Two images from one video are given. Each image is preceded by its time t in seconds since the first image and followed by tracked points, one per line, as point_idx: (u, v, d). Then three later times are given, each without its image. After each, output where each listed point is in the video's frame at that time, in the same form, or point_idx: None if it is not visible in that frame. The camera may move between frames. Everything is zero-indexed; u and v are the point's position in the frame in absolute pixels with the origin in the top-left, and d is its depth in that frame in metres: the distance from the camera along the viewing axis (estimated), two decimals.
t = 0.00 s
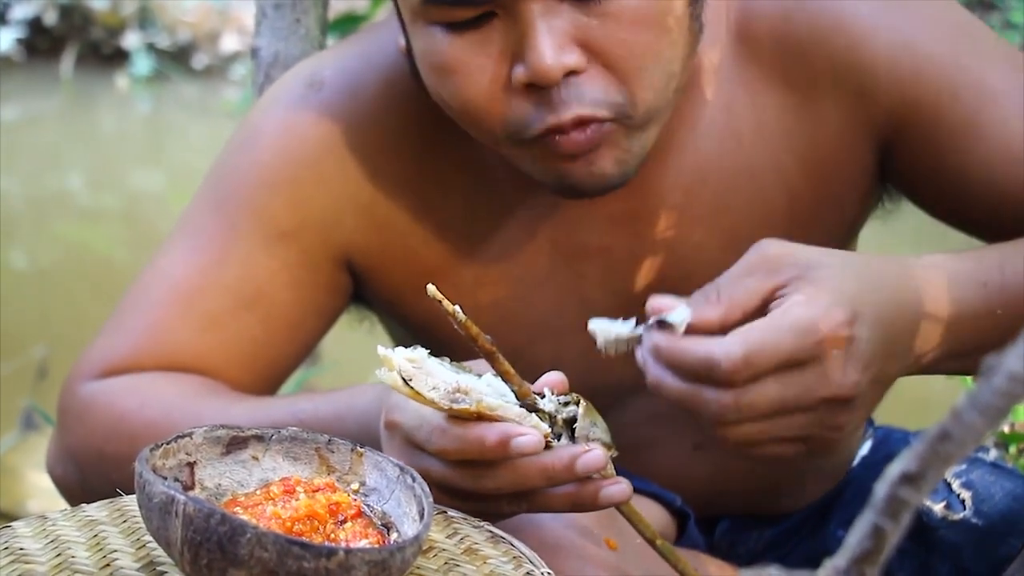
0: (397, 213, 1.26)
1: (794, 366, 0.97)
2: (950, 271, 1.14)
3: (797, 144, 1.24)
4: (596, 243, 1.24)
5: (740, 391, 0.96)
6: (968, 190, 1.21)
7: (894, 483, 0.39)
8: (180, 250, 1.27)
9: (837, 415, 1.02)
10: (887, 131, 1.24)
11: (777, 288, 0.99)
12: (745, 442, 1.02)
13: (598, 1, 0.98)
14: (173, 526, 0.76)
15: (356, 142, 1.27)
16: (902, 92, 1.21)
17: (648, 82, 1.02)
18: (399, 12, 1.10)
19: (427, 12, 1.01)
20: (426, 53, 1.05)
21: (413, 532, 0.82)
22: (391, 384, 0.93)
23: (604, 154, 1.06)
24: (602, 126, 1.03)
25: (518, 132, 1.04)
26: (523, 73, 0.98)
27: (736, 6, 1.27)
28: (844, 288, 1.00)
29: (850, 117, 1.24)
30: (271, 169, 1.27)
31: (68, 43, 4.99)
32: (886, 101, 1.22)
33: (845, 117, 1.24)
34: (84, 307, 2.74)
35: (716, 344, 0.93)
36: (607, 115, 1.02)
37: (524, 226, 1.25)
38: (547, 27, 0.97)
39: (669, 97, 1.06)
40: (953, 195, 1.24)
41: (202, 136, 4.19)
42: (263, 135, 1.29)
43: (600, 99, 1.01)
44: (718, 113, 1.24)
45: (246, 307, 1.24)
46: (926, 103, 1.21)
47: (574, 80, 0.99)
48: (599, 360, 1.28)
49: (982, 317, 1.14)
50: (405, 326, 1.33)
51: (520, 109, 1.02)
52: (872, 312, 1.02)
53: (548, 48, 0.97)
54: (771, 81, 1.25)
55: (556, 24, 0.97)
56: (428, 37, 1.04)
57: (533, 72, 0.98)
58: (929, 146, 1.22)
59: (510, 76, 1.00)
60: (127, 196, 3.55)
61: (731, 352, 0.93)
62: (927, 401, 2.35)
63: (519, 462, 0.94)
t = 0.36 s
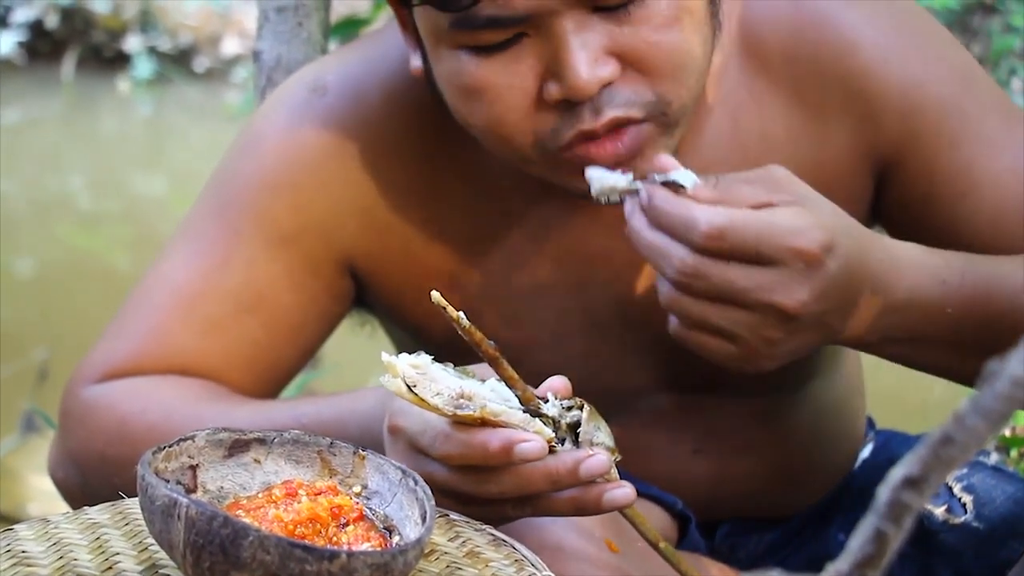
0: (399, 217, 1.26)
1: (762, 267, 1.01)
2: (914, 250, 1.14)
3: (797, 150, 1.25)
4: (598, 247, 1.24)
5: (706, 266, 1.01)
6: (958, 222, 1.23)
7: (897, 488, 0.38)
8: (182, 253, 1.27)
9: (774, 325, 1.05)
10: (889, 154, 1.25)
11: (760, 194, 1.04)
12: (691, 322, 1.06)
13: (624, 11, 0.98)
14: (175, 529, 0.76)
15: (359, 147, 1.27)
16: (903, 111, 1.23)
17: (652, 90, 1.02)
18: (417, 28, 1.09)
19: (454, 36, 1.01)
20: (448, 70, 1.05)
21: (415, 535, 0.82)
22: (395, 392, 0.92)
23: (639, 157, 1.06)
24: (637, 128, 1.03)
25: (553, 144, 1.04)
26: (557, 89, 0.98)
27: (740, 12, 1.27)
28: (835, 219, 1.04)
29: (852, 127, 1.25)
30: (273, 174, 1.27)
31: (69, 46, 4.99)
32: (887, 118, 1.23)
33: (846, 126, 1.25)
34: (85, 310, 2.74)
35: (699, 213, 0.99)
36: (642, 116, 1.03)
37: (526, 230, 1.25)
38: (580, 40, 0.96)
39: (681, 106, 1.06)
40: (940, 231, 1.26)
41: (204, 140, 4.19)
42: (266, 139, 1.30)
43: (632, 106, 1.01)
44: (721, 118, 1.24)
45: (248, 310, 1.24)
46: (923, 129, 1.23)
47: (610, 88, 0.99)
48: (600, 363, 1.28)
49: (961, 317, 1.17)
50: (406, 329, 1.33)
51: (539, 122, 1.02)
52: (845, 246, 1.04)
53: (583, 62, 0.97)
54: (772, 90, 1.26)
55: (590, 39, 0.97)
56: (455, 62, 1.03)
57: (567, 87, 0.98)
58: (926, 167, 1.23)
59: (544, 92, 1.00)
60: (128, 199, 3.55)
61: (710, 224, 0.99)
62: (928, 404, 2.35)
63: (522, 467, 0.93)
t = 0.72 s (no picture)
0: (400, 218, 1.26)
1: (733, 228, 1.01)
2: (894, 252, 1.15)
3: (798, 151, 1.25)
4: (599, 247, 1.24)
5: (682, 213, 1.01)
6: (952, 225, 1.22)
7: (896, 488, 0.38)
8: (182, 253, 1.27)
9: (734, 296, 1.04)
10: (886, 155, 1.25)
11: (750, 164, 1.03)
12: (661, 272, 1.05)
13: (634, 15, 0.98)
14: (174, 529, 0.76)
15: (359, 147, 1.27)
16: (902, 112, 1.23)
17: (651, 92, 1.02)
18: (424, 45, 1.09)
19: (471, 53, 1.00)
20: (460, 82, 1.04)
21: (414, 535, 0.82)
22: (398, 395, 0.93)
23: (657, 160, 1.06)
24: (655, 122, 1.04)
25: (576, 152, 1.04)
26: (576, 99, 0.98)
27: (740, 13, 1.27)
28: (814, 204, 1.03)
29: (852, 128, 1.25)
30: (273, 175, 1.27)
31: (69, 47, 5.00)
32: (885, 119, 1.24)
33: (845, 127, 1.25)
34: (86, 310, 2.74)
35: (684, 160, 0.99)
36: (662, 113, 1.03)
37: (526, 231, 1.25)
38: (596, 48, 0.97)
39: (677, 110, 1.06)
40: (933, 236, 1.25)
41: (204, 140, 4.20)
42: (267, 139, 1.30)
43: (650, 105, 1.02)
44: (721, 118, 1.24)
45: (247, 310, 1.24)
46: (922, 135, 1.23)
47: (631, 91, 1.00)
48: (601, 364, 1.28)
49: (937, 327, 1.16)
50: (406, 329, 1.33)
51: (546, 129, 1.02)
52: (820, 225, 1.03)
53: (601, 68, 0.97)
54: (771, 91, 1.26)
55: (605, 46, 0.97)
56: (471, 79, 1.03)
57: (587, 96, 0.98)
58: (923, 169, 1.23)
59: (562, 102, 1.00)
60: (128, 200, 3.55)
61: (692, 169, 0.99)
62: (929, 405, 2.35)
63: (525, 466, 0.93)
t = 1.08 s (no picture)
0: (401, 217, 1.26)
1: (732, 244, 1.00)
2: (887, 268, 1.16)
3: (799, 149, 1.25)
4: (601, 246, 1.24)
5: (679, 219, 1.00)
6: (950, 229, 1.22)
7: (897, 487, 0.38)
8: (183, 253, 1.27)
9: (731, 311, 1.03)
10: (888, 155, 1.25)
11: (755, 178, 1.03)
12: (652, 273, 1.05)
13: (645, 10, 0.98)
14: (175, 529, 0.76)
15: (360, 145, 1.27)
16: (904, 110, 1.24)
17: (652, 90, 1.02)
18: (432, 40, 1.09)
19: (486, 48, 1.01)
20: (470, 78, 1.04)
21: (415, 534, 0.82)
22: (400, 393, 0.92)
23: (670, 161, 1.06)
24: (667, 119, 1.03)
25: (590, 150, 1.03)
26: (595, 94, 0.98)
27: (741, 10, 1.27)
28: (810, 221, 1.02)
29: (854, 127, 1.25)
30: (274, 174, 1.27)
31: (69, 47, 5.00)
32: (884, 116, 1.24)
33: (846, 125, 1.25)
34: (86, 310, 2.74)
35: (688, 166, 0.99)
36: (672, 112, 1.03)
37: (527, 230, 1.25)
38: (611, 43, 0.97)
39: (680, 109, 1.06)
40: (928, 241, 1.24)
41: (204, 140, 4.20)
42: (268, 138, 1.30)
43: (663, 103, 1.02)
44: (722, 116, 1.24)
45: (248, 310, 1.24)
46: (924, 134, 1.23)
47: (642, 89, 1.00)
48: (603, 363, 1.28)
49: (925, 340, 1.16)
50: (407, 329, 1.33)
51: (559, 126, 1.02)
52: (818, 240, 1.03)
53: (618, 63, 0.97)
54: (773, 90, 1.26)
55: (620, 41, 0.97)
56: (485, 74, 1.03)
57: (603, 91, 0.98)
58: (921, 169, 1.23)
59: (577, 98, 0.99)
60: (129, 199, 3.55)
61: (695, 178, 0.98)
62: (929, 404, 2.35)
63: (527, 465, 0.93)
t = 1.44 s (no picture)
0: (402, 214, 1.26)
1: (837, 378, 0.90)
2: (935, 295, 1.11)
3: (800, 146, 1.25)
4: (602, 244, 1.24)
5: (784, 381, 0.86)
6: (965, 220, 1.22)
7: (901, 484, 0.38)
8: (184, 251, 1.27)
9: (847, 438, 0.93)
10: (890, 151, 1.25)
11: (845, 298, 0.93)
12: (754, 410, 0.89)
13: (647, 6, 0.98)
14: (177, 527, 0.76)
15: (361, 143, 1.27)
16: (905, 107, 1.24)
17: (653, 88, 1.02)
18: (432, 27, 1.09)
19: (479, 31, 1.01)
20: (474, 73, 1.04)
21: (417, 532, 0.82)
22: (398, 393, 0.92)
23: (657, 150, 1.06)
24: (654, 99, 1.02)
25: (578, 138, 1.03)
26: (585, 81, 0.98)
27: (740, 8, 1.27)
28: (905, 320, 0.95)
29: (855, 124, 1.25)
30: (275, 173, 1.27)
31: (71, 46, 5.00)
32: (889, 111, 1.24)
33: (848, 121, 1.24)
34: (88, 309, 2.74)
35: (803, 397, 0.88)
36: (664, 104, 1.02)
37: (528, 227, 1.25)
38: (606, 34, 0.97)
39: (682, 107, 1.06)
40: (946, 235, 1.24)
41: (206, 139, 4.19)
42: (269, 136, 1.30)
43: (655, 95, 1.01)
44: (723, 113, 1.24)
45: (249, 308, 1.24)
46: (929, 128, 1.23)
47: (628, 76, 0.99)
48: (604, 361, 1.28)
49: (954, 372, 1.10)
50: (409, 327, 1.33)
51: (556, 114, 1.02)
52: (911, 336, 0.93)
53: (610, 53, 0.97)
54: (773, 87, 1.26)
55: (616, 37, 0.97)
56: (477, 58, 1.03)
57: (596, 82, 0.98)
58: (930, 166, 1.23)
59: (571, 87, 1.00)
60: (130, 198, 3.55)
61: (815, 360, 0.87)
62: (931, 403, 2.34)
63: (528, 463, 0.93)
